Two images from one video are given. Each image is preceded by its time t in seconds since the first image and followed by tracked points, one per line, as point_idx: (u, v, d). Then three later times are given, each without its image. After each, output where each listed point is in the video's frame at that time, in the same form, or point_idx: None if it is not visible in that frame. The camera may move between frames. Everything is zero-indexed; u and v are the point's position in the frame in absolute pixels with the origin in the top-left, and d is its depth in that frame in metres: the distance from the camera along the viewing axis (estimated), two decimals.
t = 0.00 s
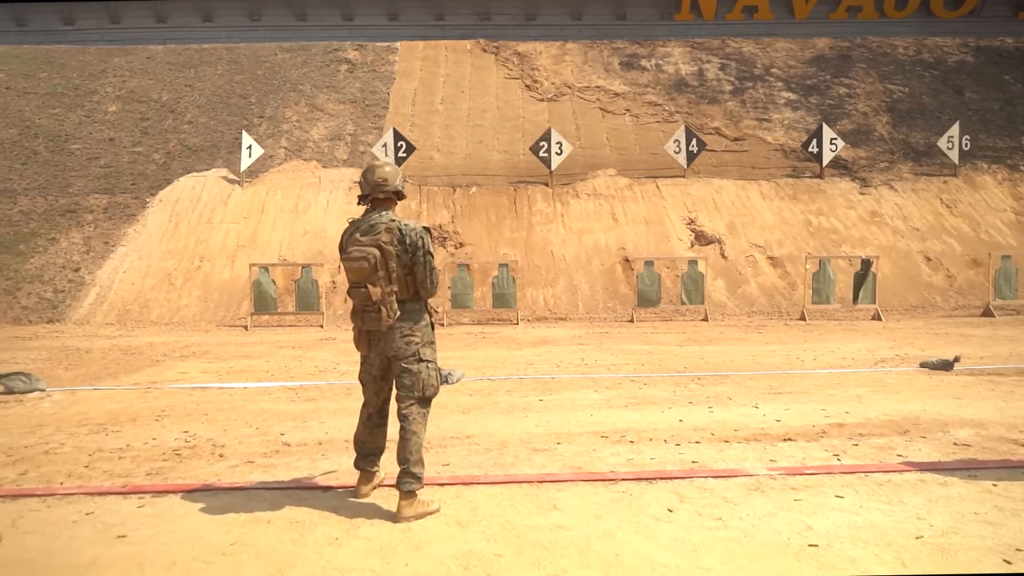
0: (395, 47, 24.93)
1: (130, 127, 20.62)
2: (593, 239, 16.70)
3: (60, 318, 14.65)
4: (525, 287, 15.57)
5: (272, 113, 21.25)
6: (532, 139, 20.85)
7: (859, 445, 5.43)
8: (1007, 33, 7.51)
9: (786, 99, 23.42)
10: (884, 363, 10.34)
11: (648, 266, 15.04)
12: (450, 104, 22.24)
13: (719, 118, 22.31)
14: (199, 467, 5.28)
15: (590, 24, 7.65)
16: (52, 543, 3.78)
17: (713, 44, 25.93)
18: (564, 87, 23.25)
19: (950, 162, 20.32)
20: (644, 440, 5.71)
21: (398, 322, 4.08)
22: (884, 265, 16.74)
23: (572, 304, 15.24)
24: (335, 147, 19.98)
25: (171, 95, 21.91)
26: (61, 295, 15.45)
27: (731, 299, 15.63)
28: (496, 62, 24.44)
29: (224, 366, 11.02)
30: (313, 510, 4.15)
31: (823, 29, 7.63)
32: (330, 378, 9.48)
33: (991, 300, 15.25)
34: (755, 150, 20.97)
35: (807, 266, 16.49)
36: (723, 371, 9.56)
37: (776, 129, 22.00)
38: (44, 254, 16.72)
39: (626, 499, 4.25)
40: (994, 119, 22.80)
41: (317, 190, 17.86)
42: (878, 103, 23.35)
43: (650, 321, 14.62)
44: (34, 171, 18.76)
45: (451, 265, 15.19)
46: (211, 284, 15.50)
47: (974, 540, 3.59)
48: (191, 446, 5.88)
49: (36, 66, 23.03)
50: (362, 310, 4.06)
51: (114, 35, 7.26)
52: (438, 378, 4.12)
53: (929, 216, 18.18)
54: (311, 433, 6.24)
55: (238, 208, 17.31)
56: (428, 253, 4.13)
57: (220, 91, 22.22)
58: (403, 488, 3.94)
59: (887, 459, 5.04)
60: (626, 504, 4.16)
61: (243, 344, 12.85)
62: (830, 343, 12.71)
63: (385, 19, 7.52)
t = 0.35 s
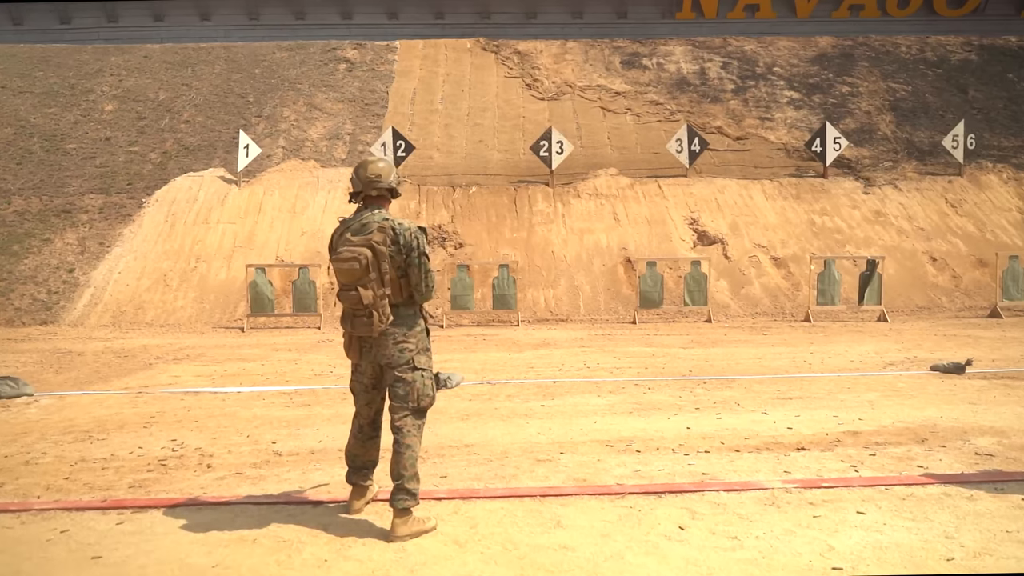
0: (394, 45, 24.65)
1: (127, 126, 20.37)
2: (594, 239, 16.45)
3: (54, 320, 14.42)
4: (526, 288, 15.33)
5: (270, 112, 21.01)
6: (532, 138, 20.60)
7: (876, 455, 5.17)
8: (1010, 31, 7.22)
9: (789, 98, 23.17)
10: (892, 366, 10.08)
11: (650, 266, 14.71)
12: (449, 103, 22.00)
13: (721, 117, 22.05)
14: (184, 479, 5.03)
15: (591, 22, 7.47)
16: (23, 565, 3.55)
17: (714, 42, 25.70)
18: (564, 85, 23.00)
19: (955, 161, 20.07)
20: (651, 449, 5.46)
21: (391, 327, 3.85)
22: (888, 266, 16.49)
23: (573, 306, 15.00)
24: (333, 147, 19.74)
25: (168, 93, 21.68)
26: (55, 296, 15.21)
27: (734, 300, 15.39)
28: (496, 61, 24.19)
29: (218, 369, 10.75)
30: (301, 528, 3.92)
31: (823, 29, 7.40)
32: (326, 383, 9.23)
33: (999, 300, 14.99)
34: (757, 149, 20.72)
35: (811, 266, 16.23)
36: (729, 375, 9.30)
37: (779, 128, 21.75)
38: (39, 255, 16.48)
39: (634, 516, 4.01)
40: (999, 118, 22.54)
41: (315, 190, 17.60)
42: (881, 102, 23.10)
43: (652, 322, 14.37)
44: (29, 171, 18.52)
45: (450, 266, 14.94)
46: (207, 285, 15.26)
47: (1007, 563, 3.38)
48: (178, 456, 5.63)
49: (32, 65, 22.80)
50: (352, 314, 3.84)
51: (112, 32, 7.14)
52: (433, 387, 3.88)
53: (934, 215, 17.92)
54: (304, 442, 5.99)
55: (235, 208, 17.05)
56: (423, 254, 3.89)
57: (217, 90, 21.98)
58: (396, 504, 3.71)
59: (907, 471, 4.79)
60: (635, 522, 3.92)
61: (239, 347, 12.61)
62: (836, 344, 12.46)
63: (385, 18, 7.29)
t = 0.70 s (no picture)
0: (392, 44, 24.37)
1: (123, 126, 20.15)
2: (595, 240, 16.22)
3: (47, 322, 14.19)
4: (525, 290, 15.09)
5: (267, 111, 20.78)
6: (532, 138, 20.36)
7: (891, 468, 4.94)
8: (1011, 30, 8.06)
9: (791, 98, 22.93)
10: (900, 371, 9.83)
11: (651, 267, 14.39)
12: (448, 102, 21.77)
13: (723, 117, 21.80)
14: (166, 494, 4.80)
15: (591, 22, 8.27)
16: None
17: (716, 41, 25.45)
18: (564, 85, 22.76)
19: (959, 161, 19.82)
20: (655, 462, 5.23)
21: (379, 337, 3.63)
22: (893, 267, 16.25)
23: (573, 308, 14.77)
24: (331, 147, 19.52)
25: (164, 93, 21.45)
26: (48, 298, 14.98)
27: (736, 302, 15.16)
28: (496, 60, 23.95)
29: (210, 374, 10.50)
30: (283, 551, 3.71)
31: (825, 27, 8.23)
32: (321, 388, 8.99)
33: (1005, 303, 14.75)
34: (759, 149, 20.48)
35: (814, 268, 15.99)
36: (733, 379, 9.06)
37: (781, 128, 21.52)
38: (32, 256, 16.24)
39: (637, 538, 3.78)
40: (1003, 117, 22.28)
41: (312, 190, 17.37)
42: (884, 101, 22.86)
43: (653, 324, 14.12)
44: (23, 172, 18.29)
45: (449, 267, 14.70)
46: (203, 287, 15.04)
47: None
48: (161, 469, 5.39)
49: (28, 65, 22.57)
50: (336, 322, 3.61)
51: (109, 32, 8.28)
52: (423, 401, 3.65)
53: (939, 216, 17.68)
54: (293, 453, 5.75)
55: (232, 209, 16.82)
56: (414, 259, 3.67)
57: (214, 90, 21.75)
58: (385, 526, 3.50)
59: (924, 487, 4.56)
60: (639, 546, 3.70)
61: (233, 350, 12.37)
62: (842, 348, 12.22)
63: (384, 17, 8.25)
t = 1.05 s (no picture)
0: (392, 44, 24.15)
1: (120, 125, 19.97)
2: (596, 240, 16.03)
3: (42, 323, 14.00)
4: (526, 291, 14.91)
5: (266, 111, 20.60)
6: (533, 138, 20.18)
7: (908, 478, 4.75)
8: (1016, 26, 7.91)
9: (794, 97, 22.74)
10: (908, 373, 9.63)
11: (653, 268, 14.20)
12: (449, 102, 21.59)
13: (725, 117, 21.61)
14: (154, 504, 4.62)
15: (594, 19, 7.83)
16: None
17: (717, 41, 25.25)
18: (565, 84, 22.58)
19: (964, 161, 19.64)
20: (662, 470, 5.04)
21: (374, 342, 3.45)
22: (897, 268, 16.07)
23: (574, 309, 14.59)
24: (330, 147, 19.34)
25: (163, 93, 21.26)
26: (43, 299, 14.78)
27: (740, 303, 14.97)
28: (496, 59, 23.77)
29: (206, 377, 10.31)
30: (274, 568, 3.53)
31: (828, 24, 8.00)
32: (318, 391, 8.80)
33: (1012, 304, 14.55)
34: (762, 149, 20.29)
35: (818, 269, 15.81)
36: (739, 383, 8.86)
37: (784, 128, 21.33)
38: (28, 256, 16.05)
39: (646, 554, 3.60)
40: (1008, 118, 22.08)
41: (311, 190, 17.19)
42: (887, 101, 22.68)
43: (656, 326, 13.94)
44: (20, 171, 18.11)
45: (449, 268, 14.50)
46: (200, 287, 14.85)
47: None
48: (150, 477, 5.20)
49: (26, 64, 22.37)
50: (330, 325, 3.43)
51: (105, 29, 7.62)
52: (420, 409, 3.47)
53: (943, 217, 17.48)
54: (288, 460, 5.57)
55: (230, 208, 16.63)
56: (411, 259, 3.48)
57: (213, 89, 21.57)
58: (379, 542, 3.33)
59: (945, 498, 4.36)
60: (648, 563, 3.51)
61: (230, 352, 12.19)
62: (847, 350, 12.03)
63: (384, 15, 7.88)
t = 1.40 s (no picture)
0: (392, 43, 23.91)
1: (118, 125, 19.77)
2: (599, 241, 15.81)
3: (38, 326, 13.80)
4: (529, 292, 14.71)
5: (265, 111, 20.40)
6: (534, 137, 19.97)
7: (932, 491, 4.53)
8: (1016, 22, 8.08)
9: (797, 96, 22.52)
10: (920, 377, 9.40)
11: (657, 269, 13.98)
12: (449, 101, 21.39)
13: (729, 116, 21.39)
14: (142, 519, 4.41)
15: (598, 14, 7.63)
16: None
17: (720, 40, 25.01)
18: (567, 84, 22.36)
19: (970, 160, 19.41)
20: (673, 482, 4.83)
21: (372, 352, 3.24)
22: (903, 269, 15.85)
23: (577, 310, 14.37)
24: (329, 146, 19.13)
25: (161, 92, 21.05)
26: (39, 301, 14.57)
27: (745, 304, 14.75)
28: (497, 59, 23.56)
29: (202, 381, 10.10)
30: None
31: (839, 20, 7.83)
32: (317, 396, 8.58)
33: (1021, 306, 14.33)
34: (766, 149, 20.07)
35: (824, 270, 15.59)
36: (748, 387, 8.64)
37: (788, 127, 21.11)
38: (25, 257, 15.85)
39: None
40: (1014, 117, 21.84)
41: (311, 190, 16.98)
42: (892, 100, 22.45)
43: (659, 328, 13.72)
44: (16, 171, 17.90)
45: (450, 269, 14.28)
46: (199, 289, 14.64)
47: None
48: (139, 489, 4.99)
49: (23, 64, 22.18)
50: (324, 334, 3.23)
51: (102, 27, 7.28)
52: (420, 424, 3.26)
53: (950, 217, 17.26)
54: (284, 471, 5.35)
55: (229, 209, 16.42)
56: (410, 264, 3.27)
57: (212, 89, 21.37)
58: (376, 565, 3.12)
59: (971, 515, 4.15)
60: None
61: (228, 355, 11.98)
62: (856, 352, 11.79)
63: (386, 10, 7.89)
